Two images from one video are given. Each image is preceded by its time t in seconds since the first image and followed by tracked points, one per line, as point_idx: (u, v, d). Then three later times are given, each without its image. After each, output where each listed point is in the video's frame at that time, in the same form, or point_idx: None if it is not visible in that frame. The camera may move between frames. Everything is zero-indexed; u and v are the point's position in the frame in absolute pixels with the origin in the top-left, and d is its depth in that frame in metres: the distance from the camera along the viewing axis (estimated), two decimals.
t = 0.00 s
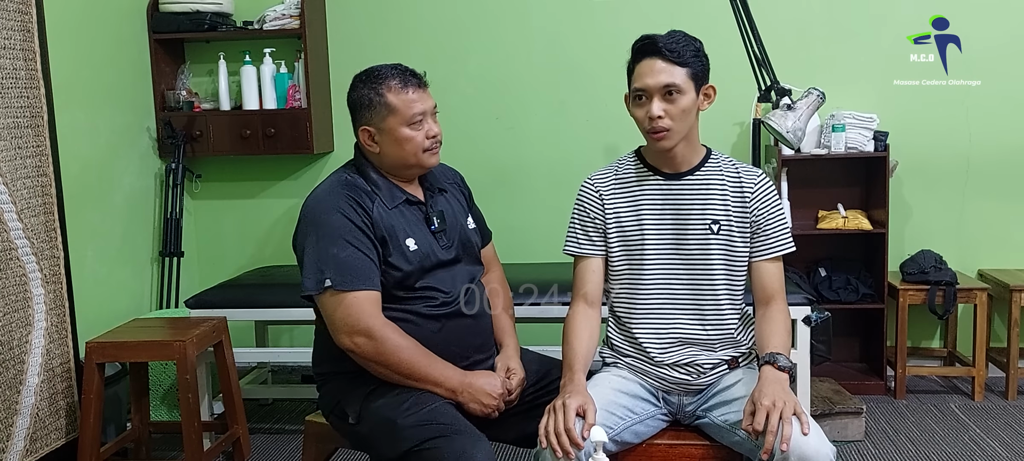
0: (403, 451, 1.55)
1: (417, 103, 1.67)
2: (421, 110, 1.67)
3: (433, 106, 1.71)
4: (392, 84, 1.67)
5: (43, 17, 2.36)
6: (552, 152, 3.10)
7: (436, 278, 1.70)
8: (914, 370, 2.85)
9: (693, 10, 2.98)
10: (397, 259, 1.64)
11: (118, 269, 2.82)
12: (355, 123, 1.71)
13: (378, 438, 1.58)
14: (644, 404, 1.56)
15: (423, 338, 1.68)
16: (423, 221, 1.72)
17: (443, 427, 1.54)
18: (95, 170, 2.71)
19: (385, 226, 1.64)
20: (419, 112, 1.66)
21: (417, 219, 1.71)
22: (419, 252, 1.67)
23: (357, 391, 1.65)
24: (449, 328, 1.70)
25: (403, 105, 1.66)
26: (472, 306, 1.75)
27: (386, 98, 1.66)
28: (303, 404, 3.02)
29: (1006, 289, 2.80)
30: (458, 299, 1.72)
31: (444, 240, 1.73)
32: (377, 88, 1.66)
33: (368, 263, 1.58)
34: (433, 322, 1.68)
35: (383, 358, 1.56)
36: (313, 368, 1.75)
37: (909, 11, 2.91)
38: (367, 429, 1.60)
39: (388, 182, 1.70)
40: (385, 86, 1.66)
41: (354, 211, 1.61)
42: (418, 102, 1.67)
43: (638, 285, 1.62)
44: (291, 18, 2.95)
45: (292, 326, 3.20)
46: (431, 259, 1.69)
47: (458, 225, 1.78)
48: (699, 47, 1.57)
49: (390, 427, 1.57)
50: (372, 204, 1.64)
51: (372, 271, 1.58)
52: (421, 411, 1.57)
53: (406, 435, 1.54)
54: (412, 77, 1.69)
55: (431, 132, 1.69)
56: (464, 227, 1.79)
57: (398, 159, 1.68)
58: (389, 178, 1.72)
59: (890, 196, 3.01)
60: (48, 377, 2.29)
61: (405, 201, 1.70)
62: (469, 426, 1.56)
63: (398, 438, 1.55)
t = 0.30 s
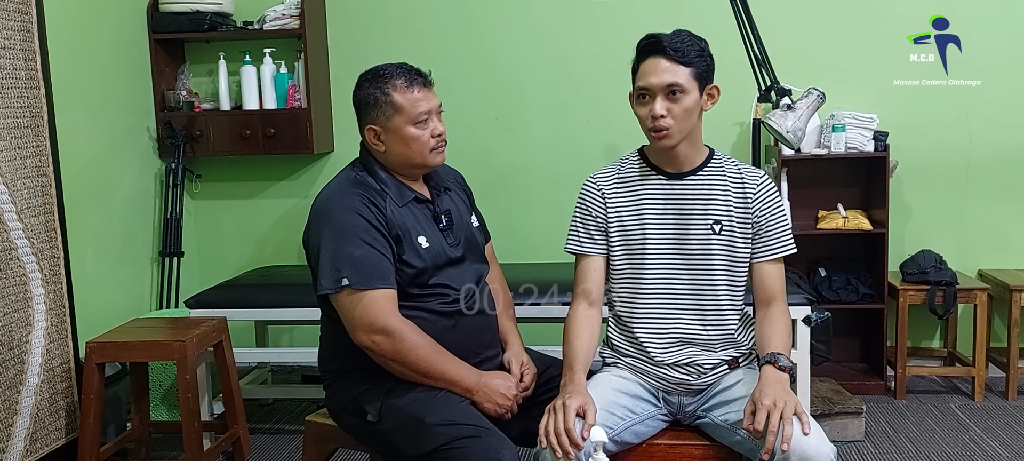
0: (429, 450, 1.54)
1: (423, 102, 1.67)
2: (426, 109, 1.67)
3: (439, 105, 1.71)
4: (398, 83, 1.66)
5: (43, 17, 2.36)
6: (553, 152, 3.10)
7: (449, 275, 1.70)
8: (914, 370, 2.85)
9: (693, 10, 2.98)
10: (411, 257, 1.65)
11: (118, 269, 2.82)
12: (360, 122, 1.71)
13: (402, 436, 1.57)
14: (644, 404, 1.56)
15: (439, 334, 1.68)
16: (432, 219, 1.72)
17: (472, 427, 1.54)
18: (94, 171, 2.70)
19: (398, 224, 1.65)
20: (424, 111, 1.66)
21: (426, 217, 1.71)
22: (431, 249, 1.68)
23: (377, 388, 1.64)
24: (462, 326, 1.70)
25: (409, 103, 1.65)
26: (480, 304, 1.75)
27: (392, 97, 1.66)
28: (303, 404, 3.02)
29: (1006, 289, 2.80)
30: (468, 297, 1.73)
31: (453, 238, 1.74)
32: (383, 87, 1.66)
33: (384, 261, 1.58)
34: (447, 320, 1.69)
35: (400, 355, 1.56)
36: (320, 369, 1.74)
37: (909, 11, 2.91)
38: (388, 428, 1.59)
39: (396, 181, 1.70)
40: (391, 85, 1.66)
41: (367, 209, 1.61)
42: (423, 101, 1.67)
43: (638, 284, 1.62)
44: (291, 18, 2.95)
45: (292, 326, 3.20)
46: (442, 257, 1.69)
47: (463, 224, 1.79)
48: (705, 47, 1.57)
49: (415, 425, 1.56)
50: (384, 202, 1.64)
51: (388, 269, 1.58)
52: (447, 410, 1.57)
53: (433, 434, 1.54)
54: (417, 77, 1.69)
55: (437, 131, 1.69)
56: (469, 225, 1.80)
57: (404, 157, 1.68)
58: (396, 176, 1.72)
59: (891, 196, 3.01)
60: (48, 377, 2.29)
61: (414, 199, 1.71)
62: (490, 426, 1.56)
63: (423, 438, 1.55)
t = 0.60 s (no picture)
0: (438, 450, 1.54)
1: (421, 101, 1.67)
2: (425, 108, 1.67)
3: (437, 104, 1.70)
4: (397, 83, 1.66)
5: (42, 17, 2.36)
6: (553, 152, 3.10)
7: (453, 273, 1.71)
8: (914, 370, 2.85)
9: (694, 10, 2.98)
10: (415, 255, 1.64)
11: (118, 269, 2.82)
12: (360, 123, 1.71)
13: (410, 435, 1.57)
14: (643, 404, 1.56)
15: (444, 333, 1.68)
16: (434, 218, 1.72)
17: (482, 429, 1.54)
18: (94, 171, 2.71)
19: (401, 223, 1.64)
20: (423, 111, 1.66)
21: (428, 216, 1.71)
22: (435, 248, 1.67)
23: (386, 387, 1.64)
24: (466, 325, 1.71)
25: (408, 103, 1.65)
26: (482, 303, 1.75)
27: (391, 98, 1.66)
28: (303, 404, 3.02)
29: (1006, 289, 2.80)
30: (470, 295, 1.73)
31: (454, 237, 1.74)
32: (382, 88, 1.66)
33: (389, 260, 1.58)
34: (452, 319, 1.69)
35: (407, 355, 1.56)
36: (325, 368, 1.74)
37: (909, 11, 2.91)
38: (396, 427, 1.59)
39: (397, 180, 1.70)
40: (389, 85, 1.66)
41: (371, 209, 1.61)
42: (422, 101, 1.67)
43: (639, 284, 1.62)
44: (291, 18, 2.95)
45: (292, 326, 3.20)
46: (444, 255, 1.69)
47: (464, 222, 1.79)
48: (706, 47, 1.57)
49: (424, 424, 1.55)
50: (386, 202, 1.64)
51: (393, 268, 1.58)
52: (456, 411, 1.57)
53: (443, 434, 1.54)
54: (416, 77, 1.69)
55: (436, 130, 1.69)
56: (470, 224, 1.81)
57: (404, 156, 1.68)
58: (397, 175, 1.72)
59: (891, 196, 3.01)
60: (48, 377, 2.29)
61: (416, 199, 1.71)
62: (497, 427, 1.56)
63: (432, 437, 1.54)
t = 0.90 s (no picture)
0: (419, 450, 1.53)
1: (418, 101, 1.67)
2: (421, 108, 1.67)
3: (434, 105, 1.70)
4: (393, 83, 1.67)
5: (43, 17, 2.36)
6: (552, 152, 3.10)
7: (443, 275, 1.70)
8: (913, 370, 2.85)
9: (694, 10, 2.98)
10: (402, 255, 1.64)
11: (118, 268, 2.82)
12: (357, 122, 1.71)
13: (393, 436, 1.57)
14: (643, 404, 1.56)
15: (429, 334, 1.68)
16: (427, 219, 1.72)
17: (461, 428, 1.54)
18: (95, 171, 2.71)
19: (390, 223, 1.64)
20: (419, 111, 1.66)
21: (421, 217, 1.71)
22: (424, 249, 1.67)
23: (371, 388, 1.64)
24: (454, 326, 1.70)
25: (403, 103, 1.66)
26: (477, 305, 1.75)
27: (387, 97, 1.66)
28: (303, 404, 3.02)
29: (1006, 289, 2.80)
30: (464, 297, 1.72)
31: (448, 238, 1.73)
32: (378, 87, 1.67)
33: (374, 259, 1.58)
34: (439, 319, 1.68)
35: (388, 354, 1.56)
36: (317, 368, 1.75)
37: (909, 11, 2.91)
38: (380, 428, 1.59)
39: (391, 181, 1.70)
40: (385, 85, 1.66)
41: (359, 208, 1.61)
42: (418, 101, 1.67)
43: (639, 284, 1.62)
44: (291, 18, 2.95)
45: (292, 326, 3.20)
46: (435, 256, 1.69)
47: (460, 224, 1.78)
48: (703, 47, 1.57)
49: (406, 426, 1.56)
50: (377, 201, 1.64)
51: (378, 267, 1.58)
52: (437, 411, 1.57)
53: (423, 434, 1.54)
54: (412, 77, 1.69)
55: (432, 130, 1.69)
56: (467, 226, 1.80)
57: (400, 156, 1.68)
58: (392, 176, 1.72)
59: (891, 196, 3.01)
60: (48, 377, 2.29)
61: (409, 199, 1.71)
62: (480, 427, 1.56)
63: (414, 438, 1.54)
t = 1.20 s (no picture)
0: (410, 451, 1.54)
1: (413, 101, 1.66)
2: (418, 108, 1.67)
3: (431, 105, 1.70)
4: (390, 83, 1.67)
5: (43, 17, 2.36)
6: (552, 152, 3.10)
7: (439, 275, 1.70)
8: (913, 370, 2.85)
9: (694, 10, 2.98)
10: (398, 255, 1.64)
11: (118, 268, 2.82)
12: (355, 122, 1.72)
13: (384, 437, 1.57)
14: (643, 404, 1.56)
15: (425, 334, 1.68)
16: (425, 219, 1.72)
17: (452, 428, 1.54)
18: (95, 171, 2.71)
19: (386, 223, 1.64)
20: (415, 110, 1.66)
21: (418, 217, 1.71)
22: (420, 249, 1.67)
23: (365, 389, 1.64)
24: (449, 326, 1.70)
25: (399, 103, 1.65)
26: (474, 305, 1.75)
27: (383, 96, 1.66)
28: (303, 404, 3.02)
29: (1006, 289, 2.80)
30: (461, 297, 1.72)
31: (446, 238, 1.73)
32: (375, 87, 1.67)
33: (369, 259, 1.58)
34: (434, 319, 1.68)
35: (380, 355, 1.56)
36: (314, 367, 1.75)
37: (909, 11, 2.91)
38: (373, 428, 1.59)
39: (388, 180, 1.70)
40: (382, 85, 1.67)
41: (354, 208, 1.62)
42: (414, 100, 1.67)
43: (639, 285, 1.62)
44: (291, 18, 2.95)
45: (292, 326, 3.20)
46: (431, 256, 1.68)
47: (458, 224, 1.78)
48: (696, 47, 1.56)
49: (397, 426, 1.56)
50: (372, 201, 1.64)
51: (372, 267, 1.58)
52: (428, 411, 1.57)
53: (413, 435, 1.54)
54: (410, 77, 1.69)
55: (429, 130, 1.68)
56: (465, 227, 1.80)
57: (396, 157, 1.68)
58: (389, 176, 1.72)
59: (890, 196, 3.01)
60: (48, 377, 2.29)
61: (406, 199, 1.71)
62: (472, 427, 1.56)
63: (406, 438, 1.54)
